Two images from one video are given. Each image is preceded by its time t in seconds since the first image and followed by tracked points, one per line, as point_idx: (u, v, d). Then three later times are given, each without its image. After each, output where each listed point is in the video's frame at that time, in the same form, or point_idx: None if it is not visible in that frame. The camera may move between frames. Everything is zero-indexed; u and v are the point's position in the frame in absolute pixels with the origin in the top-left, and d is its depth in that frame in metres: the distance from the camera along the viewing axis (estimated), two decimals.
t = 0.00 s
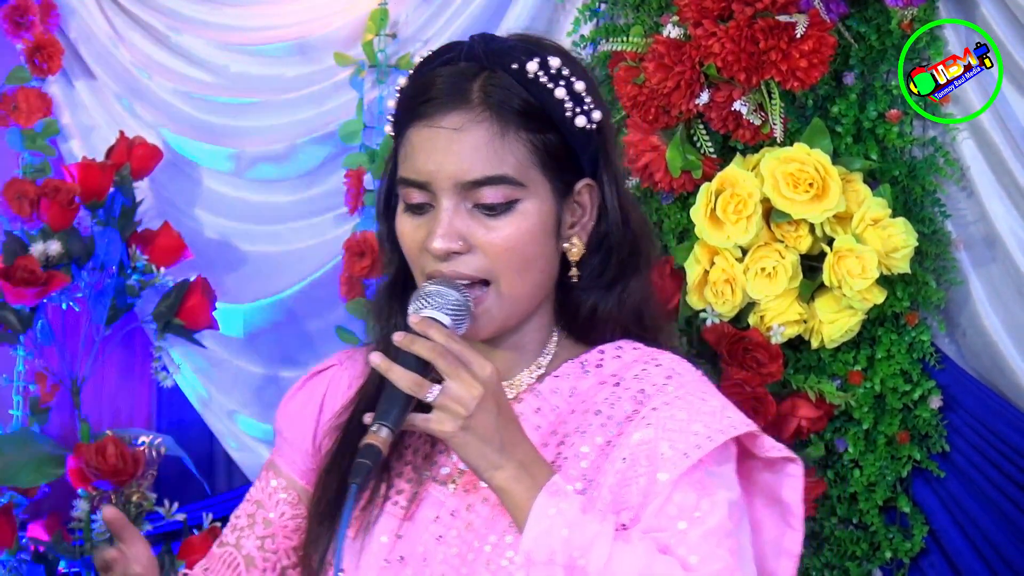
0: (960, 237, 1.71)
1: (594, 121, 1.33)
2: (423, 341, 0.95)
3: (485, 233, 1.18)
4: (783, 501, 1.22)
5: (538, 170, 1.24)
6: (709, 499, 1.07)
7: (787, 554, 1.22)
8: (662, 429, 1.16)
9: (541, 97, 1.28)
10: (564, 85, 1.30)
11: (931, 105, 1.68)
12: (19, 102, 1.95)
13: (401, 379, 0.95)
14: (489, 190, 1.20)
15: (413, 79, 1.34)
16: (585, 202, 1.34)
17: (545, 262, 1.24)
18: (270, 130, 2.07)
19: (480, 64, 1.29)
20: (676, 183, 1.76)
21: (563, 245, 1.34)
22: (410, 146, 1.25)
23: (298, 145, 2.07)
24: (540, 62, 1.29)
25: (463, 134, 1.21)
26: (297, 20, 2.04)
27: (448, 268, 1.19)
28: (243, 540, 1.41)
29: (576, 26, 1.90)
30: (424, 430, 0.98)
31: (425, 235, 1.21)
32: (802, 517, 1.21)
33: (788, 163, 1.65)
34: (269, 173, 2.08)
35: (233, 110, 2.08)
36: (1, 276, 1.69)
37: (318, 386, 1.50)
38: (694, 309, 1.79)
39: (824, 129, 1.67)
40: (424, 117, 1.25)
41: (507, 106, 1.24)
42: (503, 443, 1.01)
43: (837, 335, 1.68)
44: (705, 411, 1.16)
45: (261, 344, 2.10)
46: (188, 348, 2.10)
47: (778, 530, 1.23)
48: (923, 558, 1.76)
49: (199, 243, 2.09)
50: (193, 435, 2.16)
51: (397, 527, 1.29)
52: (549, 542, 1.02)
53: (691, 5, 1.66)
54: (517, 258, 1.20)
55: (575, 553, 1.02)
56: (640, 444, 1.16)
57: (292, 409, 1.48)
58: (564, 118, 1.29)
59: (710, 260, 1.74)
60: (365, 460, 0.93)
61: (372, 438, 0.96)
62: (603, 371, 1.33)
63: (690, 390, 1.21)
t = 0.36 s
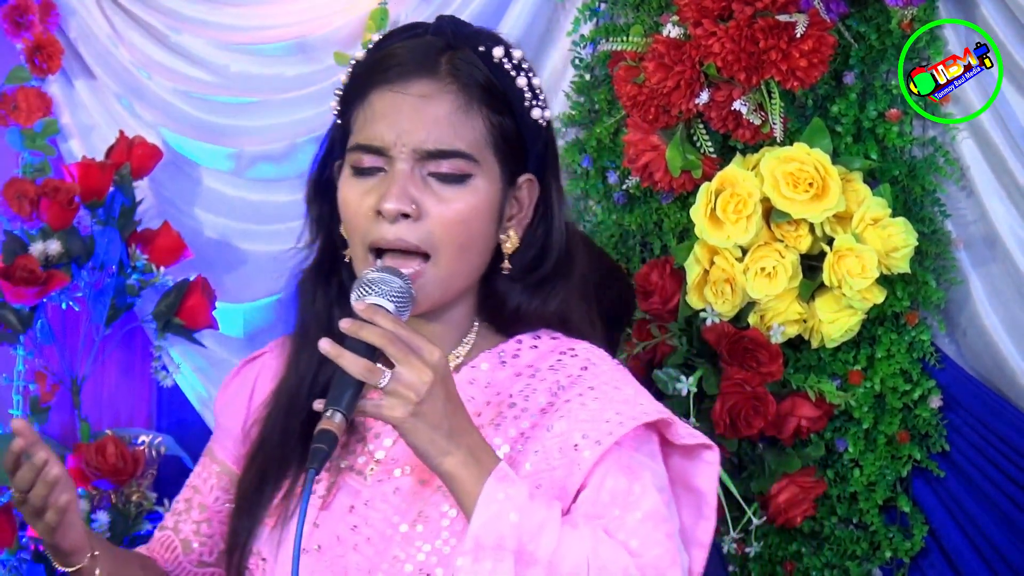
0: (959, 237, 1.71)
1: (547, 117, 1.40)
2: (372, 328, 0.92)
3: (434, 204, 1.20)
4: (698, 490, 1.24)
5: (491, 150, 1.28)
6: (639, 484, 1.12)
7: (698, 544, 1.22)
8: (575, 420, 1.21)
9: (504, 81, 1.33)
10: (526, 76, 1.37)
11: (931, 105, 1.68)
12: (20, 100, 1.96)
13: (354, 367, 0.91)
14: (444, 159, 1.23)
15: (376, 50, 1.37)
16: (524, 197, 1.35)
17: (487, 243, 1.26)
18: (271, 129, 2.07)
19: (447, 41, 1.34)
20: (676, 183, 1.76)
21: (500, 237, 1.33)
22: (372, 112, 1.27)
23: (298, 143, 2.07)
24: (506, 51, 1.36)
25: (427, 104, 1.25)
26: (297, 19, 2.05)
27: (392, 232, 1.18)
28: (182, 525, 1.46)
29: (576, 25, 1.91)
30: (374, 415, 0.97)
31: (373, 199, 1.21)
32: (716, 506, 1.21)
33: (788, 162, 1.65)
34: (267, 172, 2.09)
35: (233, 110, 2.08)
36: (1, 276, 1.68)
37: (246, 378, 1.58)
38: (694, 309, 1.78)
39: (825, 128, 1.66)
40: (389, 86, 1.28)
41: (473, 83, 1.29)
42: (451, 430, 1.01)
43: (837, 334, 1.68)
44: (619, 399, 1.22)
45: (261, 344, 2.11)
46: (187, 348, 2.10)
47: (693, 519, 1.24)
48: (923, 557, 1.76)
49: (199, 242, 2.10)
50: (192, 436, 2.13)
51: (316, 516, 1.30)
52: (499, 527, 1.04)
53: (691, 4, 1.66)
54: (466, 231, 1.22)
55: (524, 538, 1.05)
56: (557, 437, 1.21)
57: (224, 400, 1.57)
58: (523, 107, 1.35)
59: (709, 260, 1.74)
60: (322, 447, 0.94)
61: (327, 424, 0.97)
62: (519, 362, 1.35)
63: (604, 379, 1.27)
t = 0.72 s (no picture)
0: (960, 236, 1.71)
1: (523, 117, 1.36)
2: (361, 312, 0.86)
3: (420, 196, 1.14)
4: (681, 481, 1.20)
5: (474, 145, 1.23)
6: (624, 474, 1.09)
7: (682, 534, 1.19)
8: (565, 412, 1.16)
9: (482, 77, 1.29)
10: (502, 76, 1.33)
11: (932, 105, 1.68)
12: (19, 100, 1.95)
13: (345, 350, 0.84)
14: (431, 148, 1.18)
15: (351, 48, 1.32)
16: (500, 197, 1.30)
17: (469, 239, 1.21)
18: (272, 129, 2.08)
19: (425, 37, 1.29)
20: (676, 181, 1.75)
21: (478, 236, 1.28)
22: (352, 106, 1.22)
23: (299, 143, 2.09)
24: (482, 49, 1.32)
25: (410, 97, 1.20)
26: (297, 19, 2.05)
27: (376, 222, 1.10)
28: (160, 548, 1.37)
29: (576, 24, 1.91)
30: (365, 399, 0.91)
31: (356, 190, 1.14)
32: (699, 497, 1.18)
33: (788, 161, 1.65)
34: (266, 171, 2.10)
35: (233, 109, 2.08)
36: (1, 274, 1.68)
37: (213, 384, 1.50)
38: (693, 308, 1.78)
39: (824, 127, 1.66)
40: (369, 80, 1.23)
41: (455, 76, 1.24)
42: (440, 415, 0.95)
43: (837, 332, 1.68)
44: (607, 390, 1.18)
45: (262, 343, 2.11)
46: (185, 346, 2.10)
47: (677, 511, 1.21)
48: (923, 555, 1.76)
49: (200, 240, 2.10)
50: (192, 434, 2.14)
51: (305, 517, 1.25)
52: (485, 514, 1.00)
53: (691, 3, 1.67)
54: (452, 224, 1.16)
55: (511, 523, 1.01)
56: (545, 428, 1.16)
57: (191, 409, 1.48)
58: (501, 105, 1.31)
59: (709, 259, 1.74)
60: (317, 428, 0.85)
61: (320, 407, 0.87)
62: (500, 356, 1.32)
63: (587, 372, 1.23)
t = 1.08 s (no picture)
0: (960, 232, 1.71)
1: (509, 108, 1.31)
2: (392, 335, 0.88)
3: (428, 231, 1.12)
4: (712, 475, 1.21)
5: (471, 163, 1.19)
6: (673, 472, 1.09)
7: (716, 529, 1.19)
8: (615, 408, 1.16)
9: (461, 88, 1.24)
10: (481, 77, 1.27)
11: (932, 105, 1.68)
12: (21, 98, 1.93)
13: (379, 376, 0.86)
14: (431, 187, 1.13)
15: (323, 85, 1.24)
16: (506, 188, 1.28)
17: (482, 252, 1.20)
18: (273, 124, 2.07)
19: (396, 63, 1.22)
20: (676, 179, 1.76)
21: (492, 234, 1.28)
22: (341, 154, 1.16)
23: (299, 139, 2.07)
24: (455, 56, 1.26)
25: (398, 136, 1.13)
26: (296, 16, 2.05)
27: (392, 271, 1.11)
28: (188, 571, 1.29)
29: (577, 22, 1.91)
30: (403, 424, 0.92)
31: (366, 241, 1.12)
32: (730, 490, 1.19)
33: (789, 158, 1.65)
34: (266, 169, 2.09)
35: (232, 105, 2.08)
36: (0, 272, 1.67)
37: (227, 396, 1.41)
38: (694, 305, 1.79)
39: (825, 123, 1.66)
40: (351, 122, 1.16)
41: (437, 102, 1.19)
42: (478, 432, 0.96)
43: (839, 329, 1.68)
44: (652, 385, 1.18)
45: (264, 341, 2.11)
46: (187, 343, 2.11)
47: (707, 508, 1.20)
48: (924, 552, 1.76)
49: (201, 237, 2.11)
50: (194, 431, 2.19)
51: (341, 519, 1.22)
52: (531, 528, 1.00)
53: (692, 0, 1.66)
54: (462, 252, 1.15)
55: (557, 535, 1.00)
56: (596, 424, 1.15)
57: (207, 425, 1.39)
58: (487, 108, 1.26)
59: (710, 255, 1.74)
60: (361, 455, 0.87)
61: (360, 433, 0.90)
62: (533, 354, 1.29)
63: (627, 367, 1.23)
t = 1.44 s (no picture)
0: (961, 233, 1.71)
1: (540, 108, 1.31)
2: (410, 324, 0.88)
3: (450, 225, 1.11)
4: (745, 476, 1.16)
5: (497, 159, 1.18)
6: (696, 469, 1.04)
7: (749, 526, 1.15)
8: (643, 404, 1.11)
9: (489, 85, 1.24)
10: (509, 74, 1.28)
11: (933, 106, 1.68)
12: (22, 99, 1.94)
13: (395, 364, 0.87)
14: (453, 180, 1.12)
15: (354, 79, 1.27)
16: (536, 189, 1.28)
17: (507, 251, 1.18)
18: (273, 124, 2.07)
19: (425, 59, 1.24)
20: (676, 179, 1.75)
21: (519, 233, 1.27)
22: (365, 145, 1.17)
23: (297, 139, 2.07)
24: (483, 54, 1.27)
25: (421, 129, 1.13)
26: (296, 15, 2.05)
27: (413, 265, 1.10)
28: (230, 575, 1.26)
29: (577, 22, 1.91)
30: (419, 413, 0.91)
31: (388, 234, 1.12)
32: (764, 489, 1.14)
33: (788, 158, 1.65)
34: (267, 169, 2.09)
35: (232, 105, 2.08)
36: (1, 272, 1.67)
37: (259, 398, 1.40)
38: (694, 304, 1.79)
39: (825, 124, 1.66)
40: (376, 114, 1.17)
41: (462, 97, 1.19)
42: (495, 421, 0.94)
43: (839, 330, 1.68)
44: (680, 385, 1.13)
45: (265, 341, 2.12)
46: (188, 343, 2.12)
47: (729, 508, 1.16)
48: (923, 553, 1.76)
49: (201, 237, 2.11)
50: (193, 431, 2.18)
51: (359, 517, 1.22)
52: (548, 519, 0.97)
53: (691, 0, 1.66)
54: (484, 247, 1.13)
55: (575, 526, 0.97)
56: (624, 420, 1.11)
57: (238, 428, 1.37)
58: (515, 107, 1.26)
59: (710, 255, 1.74)
60: (371, 444, 0.86)
61: (374, 422, 0.89)
62: (564, 353, 1.27)
63: (658, 365, 1.19)
